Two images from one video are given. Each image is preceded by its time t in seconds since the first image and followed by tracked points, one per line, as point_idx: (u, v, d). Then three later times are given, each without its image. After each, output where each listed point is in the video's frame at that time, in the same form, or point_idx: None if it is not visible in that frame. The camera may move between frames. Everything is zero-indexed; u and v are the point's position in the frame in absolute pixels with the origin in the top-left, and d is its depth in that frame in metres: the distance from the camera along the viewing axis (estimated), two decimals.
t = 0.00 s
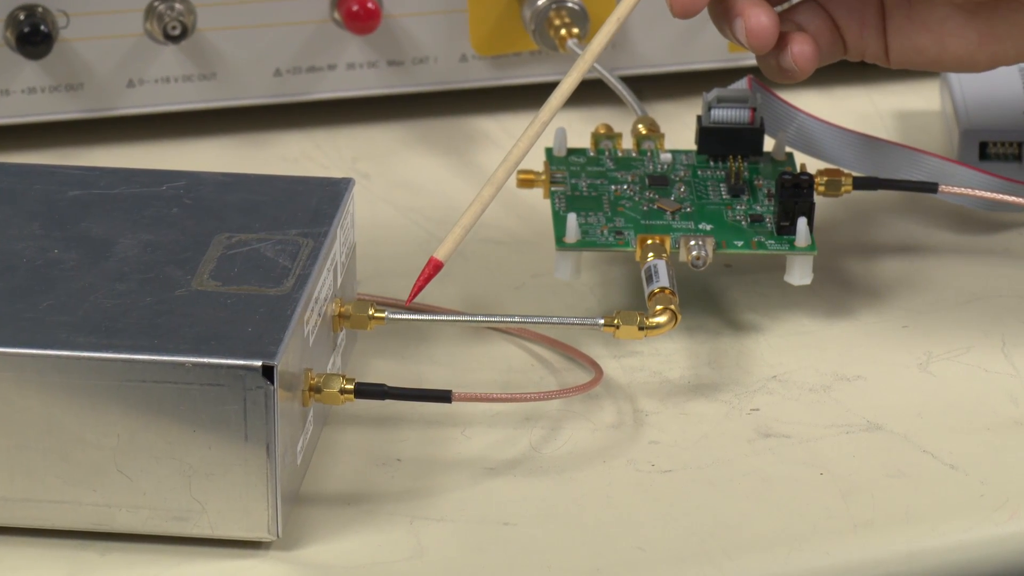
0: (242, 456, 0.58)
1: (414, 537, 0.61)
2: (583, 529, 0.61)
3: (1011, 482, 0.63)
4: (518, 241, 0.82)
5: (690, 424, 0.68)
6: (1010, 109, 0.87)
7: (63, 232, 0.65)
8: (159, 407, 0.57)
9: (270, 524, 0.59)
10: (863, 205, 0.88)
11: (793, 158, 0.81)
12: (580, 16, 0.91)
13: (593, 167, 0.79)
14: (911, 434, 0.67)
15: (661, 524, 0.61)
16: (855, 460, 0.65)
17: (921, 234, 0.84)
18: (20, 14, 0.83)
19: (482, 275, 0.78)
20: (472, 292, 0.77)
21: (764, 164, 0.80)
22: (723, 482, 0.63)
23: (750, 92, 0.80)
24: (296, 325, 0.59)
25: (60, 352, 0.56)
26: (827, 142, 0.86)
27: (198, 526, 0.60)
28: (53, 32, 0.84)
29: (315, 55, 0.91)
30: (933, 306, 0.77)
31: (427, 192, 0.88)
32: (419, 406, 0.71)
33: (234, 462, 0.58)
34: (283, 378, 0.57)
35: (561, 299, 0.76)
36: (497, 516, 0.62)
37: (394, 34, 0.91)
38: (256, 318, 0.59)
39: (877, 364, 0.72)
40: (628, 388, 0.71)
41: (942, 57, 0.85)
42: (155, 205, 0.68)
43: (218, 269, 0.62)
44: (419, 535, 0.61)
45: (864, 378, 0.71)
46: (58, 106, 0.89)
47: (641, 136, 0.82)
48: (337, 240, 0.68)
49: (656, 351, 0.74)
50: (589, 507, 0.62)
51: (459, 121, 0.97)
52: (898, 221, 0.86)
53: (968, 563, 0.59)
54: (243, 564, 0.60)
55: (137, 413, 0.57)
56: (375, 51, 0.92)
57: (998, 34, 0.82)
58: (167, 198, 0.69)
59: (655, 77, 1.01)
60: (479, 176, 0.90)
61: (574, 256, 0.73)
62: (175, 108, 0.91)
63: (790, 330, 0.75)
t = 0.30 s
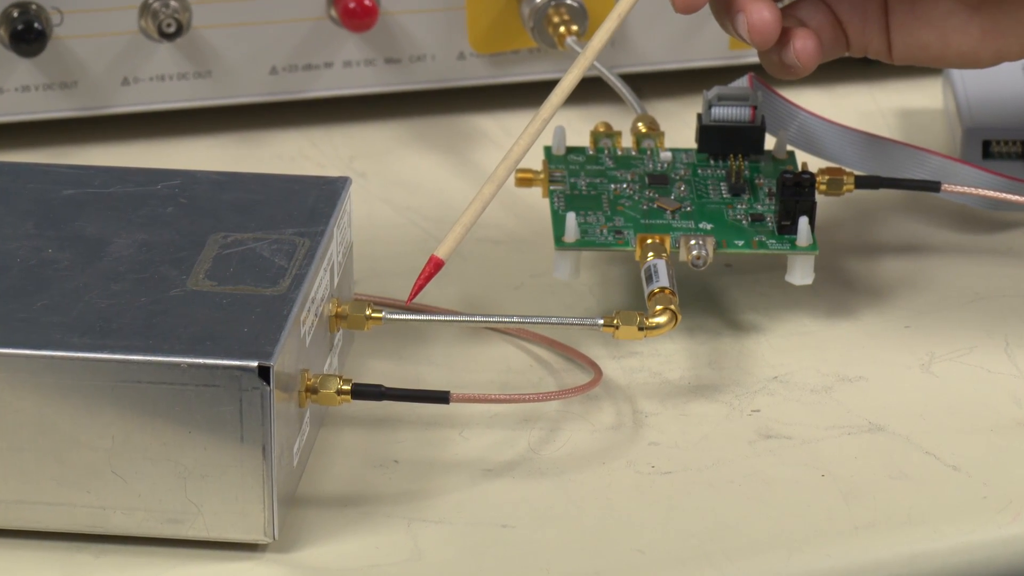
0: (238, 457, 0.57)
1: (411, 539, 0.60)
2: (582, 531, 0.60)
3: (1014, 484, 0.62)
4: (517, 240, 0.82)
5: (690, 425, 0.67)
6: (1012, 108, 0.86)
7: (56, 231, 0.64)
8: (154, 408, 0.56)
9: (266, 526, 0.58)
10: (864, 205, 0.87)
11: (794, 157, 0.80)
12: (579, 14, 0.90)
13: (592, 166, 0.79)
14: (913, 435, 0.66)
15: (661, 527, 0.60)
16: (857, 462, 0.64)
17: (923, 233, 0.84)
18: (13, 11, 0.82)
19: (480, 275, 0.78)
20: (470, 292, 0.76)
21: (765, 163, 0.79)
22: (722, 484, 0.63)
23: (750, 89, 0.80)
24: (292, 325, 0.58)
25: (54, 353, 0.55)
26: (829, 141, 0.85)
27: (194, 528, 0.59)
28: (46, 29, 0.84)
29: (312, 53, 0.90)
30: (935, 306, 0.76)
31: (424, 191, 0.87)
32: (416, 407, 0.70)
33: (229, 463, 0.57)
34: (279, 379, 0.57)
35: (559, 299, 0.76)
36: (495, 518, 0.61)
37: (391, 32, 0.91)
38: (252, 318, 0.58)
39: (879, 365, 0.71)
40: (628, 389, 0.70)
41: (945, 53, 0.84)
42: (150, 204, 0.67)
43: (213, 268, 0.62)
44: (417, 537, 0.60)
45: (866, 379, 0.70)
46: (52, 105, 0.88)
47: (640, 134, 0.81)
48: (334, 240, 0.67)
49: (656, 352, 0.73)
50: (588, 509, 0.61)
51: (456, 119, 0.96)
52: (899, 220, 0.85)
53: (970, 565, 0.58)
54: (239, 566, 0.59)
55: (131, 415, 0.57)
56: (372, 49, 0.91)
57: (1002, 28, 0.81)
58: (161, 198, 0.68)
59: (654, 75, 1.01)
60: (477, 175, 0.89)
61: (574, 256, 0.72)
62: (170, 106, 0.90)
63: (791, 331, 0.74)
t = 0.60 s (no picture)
0: (232, 459, 0.56)
1: (408, 542, 0.59)
2: (580, 533, 0.59)
3: (1016, 485, 0.62)
4: (514, 240, 0.81)
5: (690, 426, 0.66)
6: (1014, 106, 0.86)
7: (50, 230, 0.64)
8: (148, 409, 0.56)
9: (261, 528, 0.58)
10: (865, 204, 0.86)
11: (794, 156, 0.80)
12: (579, 11, 0.90)
13: (590, 164, 0.78)
14: (914, 437, 0.65)
15: (660, 528, 0.59)
16: (858, 463, 0.63)
17: (923, 233, 0.83)
18: (6, 9, 0.82)
19: (477, 275, 0.77)
20: (468, 292, 0.75)
21: (765, 162, 0.79)
22: (722, 486, 0.62)
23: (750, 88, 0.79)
24: (288, 325, 0.58)
25: (48, 353, 0.54)
26: (830, 140, 0.84)
27: (188, 531, 0.59)
28: (40, 27, 0.83)
29: (307, 51, 0.89)
30: (936, 306, 0.76)
31: (421, 190, 0.86)
32: (413, 408, 0.69)
33: (224, 465, 0.57)
34: (274, 380, 0.56)
35: (557, 299, 0.75)
36: (492, 521, 0.60)
37: (388, 29, 0.90)
38: (247, 318, 0.57)
39: (879, 365, 0.71)
40: (626, 389, 0.69)
41: (946, 55, 0.83)
42: (145, 203, 0.67)
43: (208, 268, 0.61)
44: (414, 539, 0.60)
45: (867, 379, 0.70)
46: (45, 103, 0.87)
47: (639, 133, 0.81)
48: (330, 239, 0.67)
49: (655, 352, 0.72)
50: (587, 511, 0.61)
51: (454, 117, 0.96)
52: (900, 220, 0.84)
53: (972, 567, 0.58)
54: (234, 569, 0.58)
55: (125, 416, 0.56)
56: (368, 46, 0.90)
57: (1003, 25, 0.81)
58: (156, 197, 0.67)
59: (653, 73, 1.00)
60: (475, 174, 0.89)
61: (572, 256, 0.71)
62: (164, 104, 0.90)
63: (791, 331, 0.74)
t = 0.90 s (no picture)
0: (228, 460, 0.56)
1: (404, 544, 0.59)
2: (578, 536, 0.59)
3: (1018, 487, 0.61)
4: (512, 239, 0.80)
5: (689, 428, 0.66)
6: (1015, 104, 0.85)
7: (43, 230, 0.63)
8: (143, 410, 0.55)
9: (256, 531, 0.57)
10: (866, 202, 0.86)
11: (794, 154, 0.79)
12: (574, 8, 0.90)
13: (588, 163, 0.78)
14: (915, 438, 0.65)
15: (659, 530, 0.59)
16: (858, 465, 0.63)
17: (924, 232, 0.82)
18: None
19: (474, 275, 0.76)
20: (465, 292, 0.75)
21: (764, 160, 0.78)
22: (721, 487, 0.62)
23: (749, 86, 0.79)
24: (283, 326, 0.57)
25: (41, 354, 0.54)
26: (831, 138, 0.84)
27: (183, 533, 0.58)
28: (33, 24, 0.82)
29: (303, 49, 0.89)
30: (937, 306, 0.75)
31: (418, 189, 0.86)
32: (410, 410, 0.69)
33: (219, 467, 0.56)
34: (270, 381, 0.55)
35: (555, 299, 0.74)
36: (489, 523, 0.60)
37: (384, 27, 0.89)
38: (243, 319, 0.57)
39: (880, 366, 0.70)
40: (625, 390, 0.69)
41: (946, 51, 0.83)
42: (138, 203, 0.66)
43: (203, 268, 0.60)
44: (410, 541, 0.59)
45: (867, 380, 0.69)
46: (39, 101, 0.87)
47: (637, 132, 0.80)
48: (325, 239, 0.66)
49: (654, 353, 0.72)
50: (584, 513, 0.60)
51: (450, 116, 0.95)
52: (901, 219, 0.84)
53: (973, 569, 0.57)
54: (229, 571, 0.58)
55: (120, 417, 0.55)
56: (364, 44, 0.90)
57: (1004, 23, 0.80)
58: (150, 196, 0.67)
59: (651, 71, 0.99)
60: (472, 173, 0.88)
61: (569, 255, 0.71)
62: (159, 102, 0.89)
63: (791, 332, 0.73)
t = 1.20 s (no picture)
0: (222, 462, 0.55)
1: (400, 547, 0.58)
2: (576, 539, 0.58)
3: (1019, 489, 0.60)
4: (509, 238, 0.80)
5: (688, 429, 0.65)
6: (1016, 102, 0.85)
7: (35, 229, 0.62)
8: (137, 412, 0.54)
9: (251, 534, 0.56)
10: (867, 201, 0.85)
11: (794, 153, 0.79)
12: (574, 6, 0.89)
13: (586, 162, 0.77)
14: (916, 439, 0.64)
15: (657, 533, 0.58)
16: (858, 466, 0.62)
17: (925, 232, 0.82)
18: None
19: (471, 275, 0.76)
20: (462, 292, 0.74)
21: (764, 159, 0.77)
22: (720, 489, 0.61)
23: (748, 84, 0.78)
24: (278, 326, 0.57)
25: (34, 355, 0.53)
26: (831, 137, 0.83)
27: (177, 536, 0.57)
28: (25, 22, 0.82)
29: (298, 46, 0.88)
30: (938, 306, 0.75)
31: (414, 188, 0.85)
32: (406, 411, 0.68)
33: (214, 469, 0.55)
34: (264, 382, 0.55)
35: (553, 299, 0.74)
36: (486, 525, 0.59)
37: (379, 24, 0.89)
38: (237, 319, 0.56)
39: (881, 367, 0.70)
40: (623, 392, 0.68)
41: (948, 42, 0.82)
42: (132, 202, 0.65)
43: (197, 268, 0.60)
44: (406, 544, 0.58)
45: (867, 381, 0.69)
46: (32, 99, 0.86)
47: (636, 130, 0.80)
48: (321, 238, 0.65)
49: (652, 354, 0.71)
50: (582, 516, 0.60)
51: (447, 114, 0.94)
52: (901, 218, 0.83)
53: (974, 572, 0.57)
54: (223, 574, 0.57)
55: (113, 418, 0.55)
56: (360, 42, 0.89)
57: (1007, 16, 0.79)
58: (143, 195, 0.66)
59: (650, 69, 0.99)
60: (469, 172, 0.87)
61: (567, 255, 0.70)
62: (153, 100, 0.88)
63: (791, 332, 0.73)
